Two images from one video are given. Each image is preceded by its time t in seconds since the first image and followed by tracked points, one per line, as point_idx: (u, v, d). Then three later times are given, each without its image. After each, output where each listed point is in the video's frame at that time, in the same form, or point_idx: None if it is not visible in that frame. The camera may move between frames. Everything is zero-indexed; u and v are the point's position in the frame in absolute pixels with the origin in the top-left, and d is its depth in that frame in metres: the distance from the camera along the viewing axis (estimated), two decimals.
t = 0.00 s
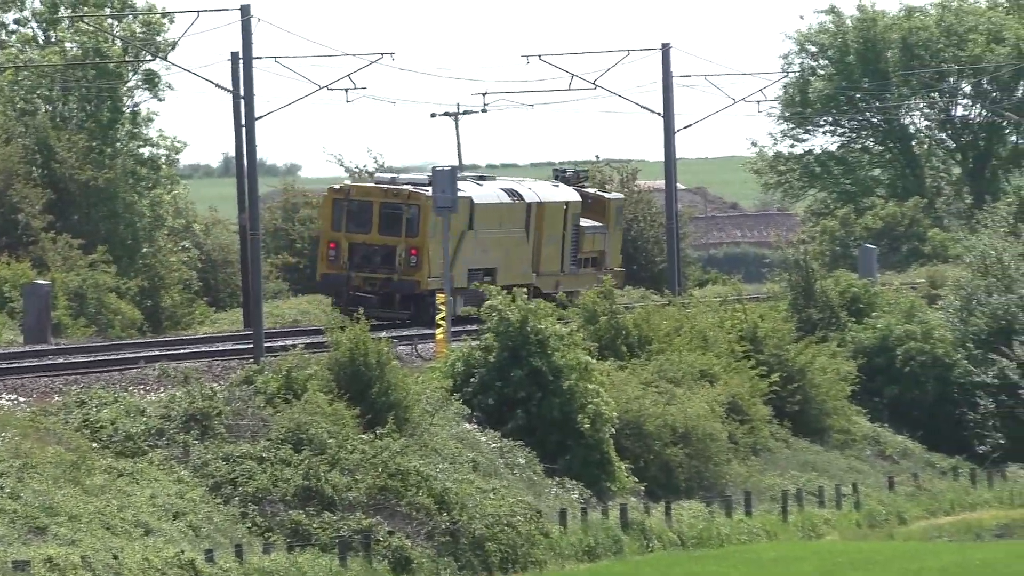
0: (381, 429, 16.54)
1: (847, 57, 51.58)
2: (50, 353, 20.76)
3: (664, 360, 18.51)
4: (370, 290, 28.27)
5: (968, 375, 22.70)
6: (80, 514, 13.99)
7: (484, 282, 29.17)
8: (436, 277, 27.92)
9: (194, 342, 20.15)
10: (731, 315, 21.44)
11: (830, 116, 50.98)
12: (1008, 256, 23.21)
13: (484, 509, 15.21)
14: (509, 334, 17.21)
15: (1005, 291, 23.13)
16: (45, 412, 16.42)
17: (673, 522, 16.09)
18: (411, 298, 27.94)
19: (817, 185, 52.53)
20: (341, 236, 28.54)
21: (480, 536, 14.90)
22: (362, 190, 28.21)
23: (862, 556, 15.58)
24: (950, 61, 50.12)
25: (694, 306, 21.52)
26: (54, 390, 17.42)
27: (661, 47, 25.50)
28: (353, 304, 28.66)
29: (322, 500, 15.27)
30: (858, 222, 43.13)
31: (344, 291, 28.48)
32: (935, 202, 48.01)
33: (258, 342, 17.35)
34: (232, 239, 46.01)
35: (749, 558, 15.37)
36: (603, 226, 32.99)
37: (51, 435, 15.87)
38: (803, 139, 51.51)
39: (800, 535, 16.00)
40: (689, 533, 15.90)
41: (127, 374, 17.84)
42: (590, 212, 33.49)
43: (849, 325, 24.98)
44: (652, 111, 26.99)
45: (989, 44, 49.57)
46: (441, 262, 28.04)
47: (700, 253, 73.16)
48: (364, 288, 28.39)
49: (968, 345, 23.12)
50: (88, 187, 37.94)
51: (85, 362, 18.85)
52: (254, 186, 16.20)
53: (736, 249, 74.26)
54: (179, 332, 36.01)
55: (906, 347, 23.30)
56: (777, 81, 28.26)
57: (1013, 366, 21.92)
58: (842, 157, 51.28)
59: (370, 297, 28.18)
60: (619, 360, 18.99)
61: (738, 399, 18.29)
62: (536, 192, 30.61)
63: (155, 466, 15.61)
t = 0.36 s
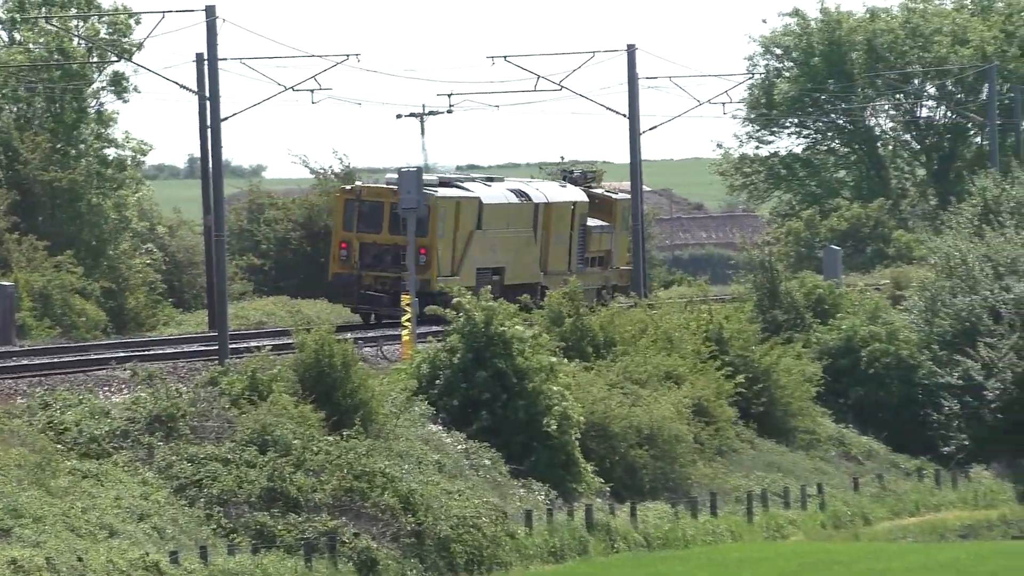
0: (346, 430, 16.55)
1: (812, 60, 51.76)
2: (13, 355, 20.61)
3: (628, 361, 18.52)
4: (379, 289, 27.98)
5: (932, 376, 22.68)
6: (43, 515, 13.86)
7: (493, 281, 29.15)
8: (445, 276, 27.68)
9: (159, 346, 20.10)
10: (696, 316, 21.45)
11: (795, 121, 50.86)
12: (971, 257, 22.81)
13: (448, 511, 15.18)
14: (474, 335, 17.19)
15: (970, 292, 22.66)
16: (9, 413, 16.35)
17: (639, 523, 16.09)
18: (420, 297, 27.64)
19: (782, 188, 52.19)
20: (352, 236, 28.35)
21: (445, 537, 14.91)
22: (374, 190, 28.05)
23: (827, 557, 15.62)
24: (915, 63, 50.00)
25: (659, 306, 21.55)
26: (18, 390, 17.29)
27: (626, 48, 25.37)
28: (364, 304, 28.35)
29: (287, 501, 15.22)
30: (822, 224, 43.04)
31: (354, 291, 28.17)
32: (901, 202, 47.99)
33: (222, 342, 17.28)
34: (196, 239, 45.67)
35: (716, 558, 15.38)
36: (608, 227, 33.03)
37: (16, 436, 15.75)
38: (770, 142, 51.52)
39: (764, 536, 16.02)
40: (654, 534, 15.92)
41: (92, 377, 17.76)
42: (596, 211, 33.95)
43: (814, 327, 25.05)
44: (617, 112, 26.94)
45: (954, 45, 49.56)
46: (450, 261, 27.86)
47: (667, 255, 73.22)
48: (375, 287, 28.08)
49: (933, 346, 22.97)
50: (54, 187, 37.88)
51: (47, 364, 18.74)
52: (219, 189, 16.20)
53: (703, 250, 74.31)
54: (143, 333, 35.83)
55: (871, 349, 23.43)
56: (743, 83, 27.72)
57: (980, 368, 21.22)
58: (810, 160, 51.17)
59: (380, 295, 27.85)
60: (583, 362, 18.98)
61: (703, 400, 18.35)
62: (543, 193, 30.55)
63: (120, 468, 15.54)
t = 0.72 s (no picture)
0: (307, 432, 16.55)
1: (772, 60, 51.47)
2: None
3: (588, 362, 18.56)
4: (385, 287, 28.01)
5: (892, 376, 22.93)
6: (3, 517, 13.76)
7: (496, 280, 29.13)
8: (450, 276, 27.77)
9: (118, 348, 20.07)
10: (655, 318, 21.51)
11: (755, 121, 50.99)
12: (931, 258, 22.85)
13: (408, 511, 15.15)
14: (434, 336, 17.19)
15: (929, 292, 22.78)
16: None
17: (599, 524, 16.13)
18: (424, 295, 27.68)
19: (743, 188, 52.53)
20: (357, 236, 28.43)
21: (405, 538, 14.89)
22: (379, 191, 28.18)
23: (787, 554, 15.73)
24: (875, 65, 49.88)
25: (620, 307, 21.62)
26: None
27: (588, 49, 25.52)
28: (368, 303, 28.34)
29: (246, 502, 15.13)
30: (784, 224, 43.07)
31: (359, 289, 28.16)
32: (862, 203, 48.07)
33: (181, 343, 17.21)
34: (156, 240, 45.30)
35: (676, 558, 15.46)
36: (609, 226, 33.16)
37: None
38: (728, 143, 51.72)
39: (724, 536, 16.06)
40: (615, 534, 15.96)
41: (48, 378, 17.70)
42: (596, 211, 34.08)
43: (774, 327, 25.33)
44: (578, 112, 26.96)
45: (913, 47, 49.47)
46: (455, 261, 27.94)
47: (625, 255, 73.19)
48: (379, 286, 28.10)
49: (893, 346, 23.15)
50: (13, 188, 36.54)
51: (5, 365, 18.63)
52: (177, 188, 16.15)
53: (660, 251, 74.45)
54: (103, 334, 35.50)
55: (830, 349, 23.77)
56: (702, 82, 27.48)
57: (938, 370, 21.59)
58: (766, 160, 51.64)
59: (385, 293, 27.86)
60: (543, 362, 18.99)
61: (663, 400, 18.49)
62: (544, 193, 30.61)
63: (79, 469, 15.48)
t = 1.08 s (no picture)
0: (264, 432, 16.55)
1: (729, 62, 51.22)
2: None
3: (546, 364, 18.64)
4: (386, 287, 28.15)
5: (849, 378, 23.33)
6: None
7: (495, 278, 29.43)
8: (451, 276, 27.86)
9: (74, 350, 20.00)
10: (614, 320, 21.62)
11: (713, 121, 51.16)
12: (889, 259, 23.91)
13: (366, 512, 15.00)
14: (392, 338, 17.22)
15: (887, 294, 23.73)
16: None
17: (557, 526, 16.08)
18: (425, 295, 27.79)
19: (701, 189, 52.90)
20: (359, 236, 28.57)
21: (362, 540, 14.70)
22: (380, 191, 28.29)
23: (746, 555, 15.67)
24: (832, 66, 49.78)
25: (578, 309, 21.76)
26: None
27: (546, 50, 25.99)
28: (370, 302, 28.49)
29: (204, 504, 15.02)
30: (742, 226, 43.05)
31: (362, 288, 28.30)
32: (818, 203, 47.93)
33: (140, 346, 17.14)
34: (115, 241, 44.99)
35: (631, 559, 15.39)
36: (606, 226, 33.38)
37: None
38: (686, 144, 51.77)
39: (682, 537, 16.06)
40: (573, 535, 15.94)
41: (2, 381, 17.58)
42: (595, 211, 34.30)
43: (732, 328, 25.54)
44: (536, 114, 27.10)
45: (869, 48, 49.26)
46: (456, 261, 28.03)
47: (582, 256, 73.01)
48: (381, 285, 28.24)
49: (850, 347, 23.84)
50: None
51: None
52: (135, 188, 16.16)
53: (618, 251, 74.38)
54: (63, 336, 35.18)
55: (789, 351, 24.08)
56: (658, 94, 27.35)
57: (896, 372, 22.37)
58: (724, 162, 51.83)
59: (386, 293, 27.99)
60: (501, 364, 19.06)
61: (621, 401, 18.63)
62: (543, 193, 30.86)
63: (36, 471, 15.33)
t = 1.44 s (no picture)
0: (226, 433, 16.52)
1: (689, 64, 51.51)
2: None
3: (506, 366, 18.73)
4: (390, 286, 28.77)
5: (810, 380, 23.65)
6: None
7: (496, 278, 29.84)
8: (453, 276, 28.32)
9: (33, 354, 19.82)
10: (574, 322, 21.68)
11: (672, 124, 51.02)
12: (848, 262, 24.41)
13: (327, 514, 14.91)
14: (354, 339, 17.27)
15: (847, 296, 24.15)
16: None
17: (517, 527, 16.09)
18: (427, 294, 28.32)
19: (660, 192, 52.57)
20: (365, 236, 29.25)
21: (322, 543, 14.60)
22: (384, 193, 28.90)
23: (708, 555, 15.70)
24: (792, 69, 49.91)
25: (538, 312, 21.88)
26: None
27: (506, 53, 26.24)
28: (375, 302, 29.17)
29: (164, 507, 14.86)
30: (701, 228, 43.36)
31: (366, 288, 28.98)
32: (781, 210, 48.56)
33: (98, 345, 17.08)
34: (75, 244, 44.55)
35: (591, 560, 15.42)
36: (607, 226, 33.57)
37: None
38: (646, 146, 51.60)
39: (642, 539, 16.06)
40: (533, 537, 15.92)
41: None
42: (596, 213, 34.37)
43: (693, 331, 25.63)
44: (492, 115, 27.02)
45: (830, 52, 49.10)
46: (457, 261, 28.48)
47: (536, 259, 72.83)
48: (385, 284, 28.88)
49: (810, 349, 24.13)
50: None
51: None
52: (97, 187, 16.10)
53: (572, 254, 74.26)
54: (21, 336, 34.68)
55: (749, 352, 24.17)
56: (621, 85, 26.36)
57: (856, 373, 22.78)
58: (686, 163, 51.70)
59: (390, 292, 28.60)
60: (462, 366, 19.23)
61: (582, 403, 18.77)
62: (544, 194, 31.41)
63: None
